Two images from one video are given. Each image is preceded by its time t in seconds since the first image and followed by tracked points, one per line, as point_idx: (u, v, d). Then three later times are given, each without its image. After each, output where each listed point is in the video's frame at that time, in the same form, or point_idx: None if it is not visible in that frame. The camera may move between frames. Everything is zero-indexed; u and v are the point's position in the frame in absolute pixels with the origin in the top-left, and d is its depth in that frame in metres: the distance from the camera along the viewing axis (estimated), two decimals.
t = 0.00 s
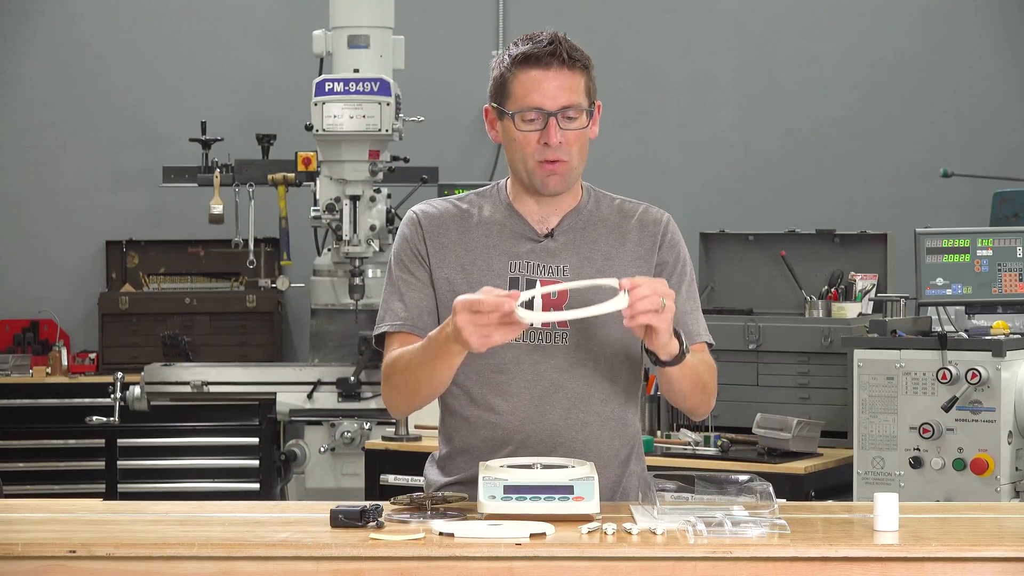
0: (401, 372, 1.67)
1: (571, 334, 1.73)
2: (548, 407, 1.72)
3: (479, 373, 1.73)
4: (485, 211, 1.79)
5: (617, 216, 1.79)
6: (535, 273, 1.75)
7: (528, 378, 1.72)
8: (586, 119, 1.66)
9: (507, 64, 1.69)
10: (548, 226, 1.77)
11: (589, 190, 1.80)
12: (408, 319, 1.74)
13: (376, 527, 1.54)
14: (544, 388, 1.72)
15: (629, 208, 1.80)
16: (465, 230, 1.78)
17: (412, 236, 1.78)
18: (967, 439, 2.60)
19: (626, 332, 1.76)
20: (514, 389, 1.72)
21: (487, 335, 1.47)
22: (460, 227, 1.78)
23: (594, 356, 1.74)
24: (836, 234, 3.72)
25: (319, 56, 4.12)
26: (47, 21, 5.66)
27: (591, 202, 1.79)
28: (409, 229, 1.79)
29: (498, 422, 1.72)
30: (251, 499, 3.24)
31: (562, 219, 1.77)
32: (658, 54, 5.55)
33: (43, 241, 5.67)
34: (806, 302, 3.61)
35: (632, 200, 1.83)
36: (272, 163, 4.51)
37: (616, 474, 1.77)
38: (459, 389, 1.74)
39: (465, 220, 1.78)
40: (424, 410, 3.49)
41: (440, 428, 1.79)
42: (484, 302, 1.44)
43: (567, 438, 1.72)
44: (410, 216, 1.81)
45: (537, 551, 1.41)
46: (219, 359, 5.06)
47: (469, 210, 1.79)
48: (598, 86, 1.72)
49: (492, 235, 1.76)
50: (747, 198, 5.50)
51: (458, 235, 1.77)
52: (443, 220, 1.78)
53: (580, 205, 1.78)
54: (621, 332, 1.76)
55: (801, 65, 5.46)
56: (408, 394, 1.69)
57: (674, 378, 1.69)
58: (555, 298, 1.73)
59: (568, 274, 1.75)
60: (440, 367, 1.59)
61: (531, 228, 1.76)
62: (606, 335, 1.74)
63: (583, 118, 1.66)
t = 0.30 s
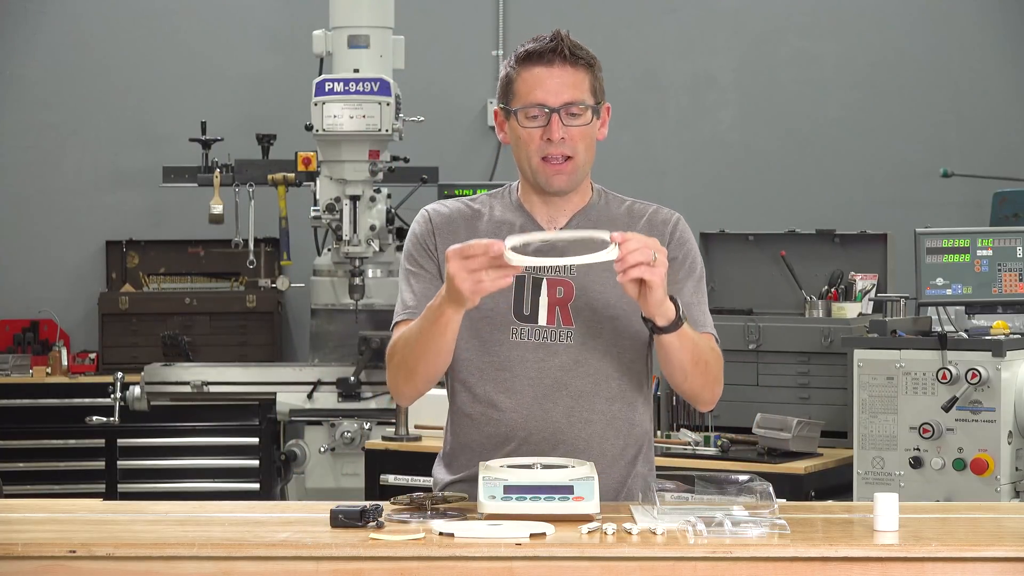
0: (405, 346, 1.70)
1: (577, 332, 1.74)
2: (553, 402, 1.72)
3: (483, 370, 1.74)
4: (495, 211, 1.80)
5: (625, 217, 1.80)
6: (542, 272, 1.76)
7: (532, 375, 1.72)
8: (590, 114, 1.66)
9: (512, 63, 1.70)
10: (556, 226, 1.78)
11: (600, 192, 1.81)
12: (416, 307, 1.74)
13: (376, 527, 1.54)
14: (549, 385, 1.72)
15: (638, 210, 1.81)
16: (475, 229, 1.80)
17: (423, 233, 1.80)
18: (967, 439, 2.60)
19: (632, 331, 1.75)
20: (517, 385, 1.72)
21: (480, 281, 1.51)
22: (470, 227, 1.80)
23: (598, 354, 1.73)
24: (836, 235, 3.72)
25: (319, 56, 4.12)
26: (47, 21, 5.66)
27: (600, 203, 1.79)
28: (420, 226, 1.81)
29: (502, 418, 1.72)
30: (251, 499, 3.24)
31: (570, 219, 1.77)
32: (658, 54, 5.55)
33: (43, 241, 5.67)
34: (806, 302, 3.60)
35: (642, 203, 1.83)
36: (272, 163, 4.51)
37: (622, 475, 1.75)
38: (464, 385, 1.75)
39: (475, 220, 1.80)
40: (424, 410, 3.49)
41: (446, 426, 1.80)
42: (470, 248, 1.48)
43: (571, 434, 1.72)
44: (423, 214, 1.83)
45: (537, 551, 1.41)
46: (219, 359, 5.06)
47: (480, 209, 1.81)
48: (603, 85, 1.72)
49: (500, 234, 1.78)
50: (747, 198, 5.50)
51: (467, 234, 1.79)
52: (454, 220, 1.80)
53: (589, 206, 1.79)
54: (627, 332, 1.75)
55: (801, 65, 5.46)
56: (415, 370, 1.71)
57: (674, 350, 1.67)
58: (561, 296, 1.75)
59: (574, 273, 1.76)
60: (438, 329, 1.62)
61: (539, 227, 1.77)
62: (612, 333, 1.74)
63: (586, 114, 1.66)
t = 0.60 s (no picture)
0: (419, 304, 1.74)
1: (587, 329, 1.73)
2: (562, 398, 1.71)
3: (494, 364, 1.75)
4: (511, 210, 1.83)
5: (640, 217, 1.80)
6: (554, 269, 1.77)
7: (542, 371, 1.72)
8: (602, 113, 1.66)
9: (524, 64, 1.70)
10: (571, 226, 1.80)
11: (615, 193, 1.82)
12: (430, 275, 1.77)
13: (376, 527, 1.54)
14: (559, 381, 1.72)
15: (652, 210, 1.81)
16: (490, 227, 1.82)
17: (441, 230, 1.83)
18: (967, 439, 2.60)
19: (644, 329, 1.75)
20: (526, 380, 1.72)
21: (478, 196, 1.59)
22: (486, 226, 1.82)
23: (608, 351, 1.72)
24: (835, 235, 3.72)
25: (319, 56, 4.12)
26: (47, 21, 5.66)
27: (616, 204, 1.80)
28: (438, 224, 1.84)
29: (512, 413, 1.73)
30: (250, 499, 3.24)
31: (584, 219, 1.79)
32: (658, 54, 5.55)
33: (43, 242, 5.67)
34: (806, 302, 3.60)
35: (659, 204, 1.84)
36: (271, 163, 4.50)
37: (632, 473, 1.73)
38: (476, 381, 1.76)
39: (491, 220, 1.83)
40: (424, 410, 3.49)
41: (455, 423, 1.80)
42: (469, 162, 1.58)
43: (580, 431, 1.71)
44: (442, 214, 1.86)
45: (537, 552, 1.41)
46: (219, 359, 5.06)
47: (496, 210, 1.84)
48: (615, 85, 1.73)
49: (515, 232, 1.80)
50: (747, 198, 5.50)
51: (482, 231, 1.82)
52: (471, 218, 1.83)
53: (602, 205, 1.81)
54: (638, 329, 1.74)
55: (801, 65, 5.46)
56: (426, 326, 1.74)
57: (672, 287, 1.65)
58: (571, 292, 1.74)
59: (586, 271, 1.76)
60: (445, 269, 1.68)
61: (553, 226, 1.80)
62: (623, 330, 1.73)
63: (597, 113, 1.66)
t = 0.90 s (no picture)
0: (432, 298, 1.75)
1: (601, 329, 1.73)
2: (577, 397, 1.71)
3: (508, 363, 1.75)
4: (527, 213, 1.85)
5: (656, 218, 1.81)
6: (569, 269, 1.77)
7: (557, 370, 1.72)
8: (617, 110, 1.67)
9: (541, 63, 1.71)
10: (587, 226, 1.80)
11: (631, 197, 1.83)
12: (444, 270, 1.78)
13: (376, 527, 1.54)
14: (574, 381, 1.71)
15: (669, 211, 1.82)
16: (505, 227, 1.84)
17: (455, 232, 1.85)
18: (967, 440, 2.60)
19: (660, 329, 1.74)
20: (541, 380, 1.72)
21: (489, 187, 1.60)
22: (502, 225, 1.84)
23: (625, 351, 1.72)
24: (836, 235, 3.72)
25: (319, 56, 4.12)
26: (47, 21, 5.66)
27: (632, 207, 1.81)
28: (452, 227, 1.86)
29: (526, 412, 1.72)
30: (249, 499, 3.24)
31: (600, 219, 1.80)
32: (658, 55, 5.55)
33: (43, 242, 5.67)
34: (806, 302, 3.59)
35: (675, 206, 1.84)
36: (271, 163, 4.50)
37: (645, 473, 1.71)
38: (491, 381, 1.76)
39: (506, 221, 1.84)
40: (424, 410, 3.49)
41: (469, 424, 1.80)
42: (479, 155, 1.60)
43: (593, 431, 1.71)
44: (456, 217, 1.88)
45: (537, 551, 1.41)
46: (219, 359, 5.06)
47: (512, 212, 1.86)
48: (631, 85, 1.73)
49: (531, 234, 1.82)
50: (747, 199, 5.50)
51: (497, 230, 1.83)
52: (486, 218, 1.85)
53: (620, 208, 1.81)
54: (655, 330, 1.74)
55: (801, 65, 5.46)
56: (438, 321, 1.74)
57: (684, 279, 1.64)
58: (586, 292, 1.74)
59: (602, 271, 1.76)
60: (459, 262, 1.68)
61: (567, 227, 1.81)
62: (639, 331, 1.73)
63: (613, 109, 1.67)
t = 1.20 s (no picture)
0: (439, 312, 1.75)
1: (614, 331, 1.73)
2: (589, 400, 1.71)
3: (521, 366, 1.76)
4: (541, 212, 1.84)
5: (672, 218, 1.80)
6: (583, 270, 1.77)
7: (570, 373, 1.72)
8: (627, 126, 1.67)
9: (555, 70, 1.70)
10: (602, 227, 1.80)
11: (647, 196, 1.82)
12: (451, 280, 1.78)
13: (376, 527, 1.54)
14: (586, 384, 1.72)
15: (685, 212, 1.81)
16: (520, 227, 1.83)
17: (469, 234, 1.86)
18: (967, 439, 2.60)
19: (673, 331, 1.74)
20: (554, 383, 1.73)
21: (495, 201, 1.59)
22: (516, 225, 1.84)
23: (638, 353, 1.72)
24: (836, 235, 3.72)
25: (319, 56, 4.12)
26: (47, 21, 5.66)
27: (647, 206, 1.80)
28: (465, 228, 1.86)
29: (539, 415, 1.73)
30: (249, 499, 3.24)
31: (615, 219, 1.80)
32: (658, 54, 5.55)
33: (42, 241, 5.67)
34: (806, 302, 3.60)
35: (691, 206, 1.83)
36: (272, 163, 4.50)
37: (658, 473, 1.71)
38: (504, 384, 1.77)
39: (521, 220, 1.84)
40: (424, 409, 3.48)
41: (484, 425, 1.81)
42: (484, 166, 1.58)
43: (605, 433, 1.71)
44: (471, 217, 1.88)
45: (537, 552, 1.41)
46: (219, 359, 5.06)
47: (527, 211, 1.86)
48: (647, 92, 1.72)
49: (545, 233, 1.81)
50: (747, 199, 5.50)
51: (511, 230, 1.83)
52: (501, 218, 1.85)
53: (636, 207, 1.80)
54: (669, 332, 1.74)
55: (801, 65, 5.46)
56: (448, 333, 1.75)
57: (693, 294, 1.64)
58: (599, 294, 1.74)
59: (615, 272, 1.76)
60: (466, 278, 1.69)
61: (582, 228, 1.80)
62: (652, 333, 1.73)
63: (624, 125, 1.67)
